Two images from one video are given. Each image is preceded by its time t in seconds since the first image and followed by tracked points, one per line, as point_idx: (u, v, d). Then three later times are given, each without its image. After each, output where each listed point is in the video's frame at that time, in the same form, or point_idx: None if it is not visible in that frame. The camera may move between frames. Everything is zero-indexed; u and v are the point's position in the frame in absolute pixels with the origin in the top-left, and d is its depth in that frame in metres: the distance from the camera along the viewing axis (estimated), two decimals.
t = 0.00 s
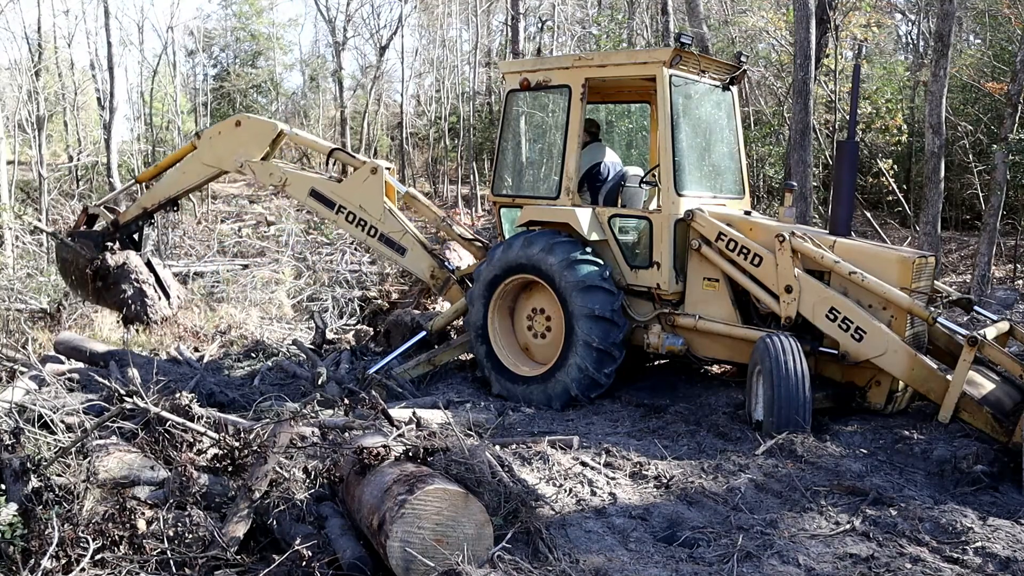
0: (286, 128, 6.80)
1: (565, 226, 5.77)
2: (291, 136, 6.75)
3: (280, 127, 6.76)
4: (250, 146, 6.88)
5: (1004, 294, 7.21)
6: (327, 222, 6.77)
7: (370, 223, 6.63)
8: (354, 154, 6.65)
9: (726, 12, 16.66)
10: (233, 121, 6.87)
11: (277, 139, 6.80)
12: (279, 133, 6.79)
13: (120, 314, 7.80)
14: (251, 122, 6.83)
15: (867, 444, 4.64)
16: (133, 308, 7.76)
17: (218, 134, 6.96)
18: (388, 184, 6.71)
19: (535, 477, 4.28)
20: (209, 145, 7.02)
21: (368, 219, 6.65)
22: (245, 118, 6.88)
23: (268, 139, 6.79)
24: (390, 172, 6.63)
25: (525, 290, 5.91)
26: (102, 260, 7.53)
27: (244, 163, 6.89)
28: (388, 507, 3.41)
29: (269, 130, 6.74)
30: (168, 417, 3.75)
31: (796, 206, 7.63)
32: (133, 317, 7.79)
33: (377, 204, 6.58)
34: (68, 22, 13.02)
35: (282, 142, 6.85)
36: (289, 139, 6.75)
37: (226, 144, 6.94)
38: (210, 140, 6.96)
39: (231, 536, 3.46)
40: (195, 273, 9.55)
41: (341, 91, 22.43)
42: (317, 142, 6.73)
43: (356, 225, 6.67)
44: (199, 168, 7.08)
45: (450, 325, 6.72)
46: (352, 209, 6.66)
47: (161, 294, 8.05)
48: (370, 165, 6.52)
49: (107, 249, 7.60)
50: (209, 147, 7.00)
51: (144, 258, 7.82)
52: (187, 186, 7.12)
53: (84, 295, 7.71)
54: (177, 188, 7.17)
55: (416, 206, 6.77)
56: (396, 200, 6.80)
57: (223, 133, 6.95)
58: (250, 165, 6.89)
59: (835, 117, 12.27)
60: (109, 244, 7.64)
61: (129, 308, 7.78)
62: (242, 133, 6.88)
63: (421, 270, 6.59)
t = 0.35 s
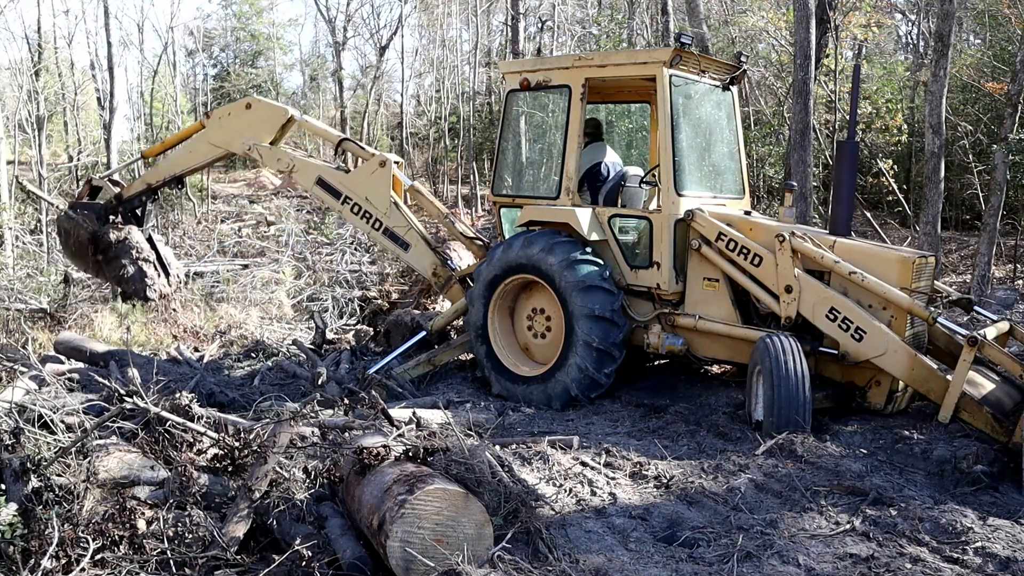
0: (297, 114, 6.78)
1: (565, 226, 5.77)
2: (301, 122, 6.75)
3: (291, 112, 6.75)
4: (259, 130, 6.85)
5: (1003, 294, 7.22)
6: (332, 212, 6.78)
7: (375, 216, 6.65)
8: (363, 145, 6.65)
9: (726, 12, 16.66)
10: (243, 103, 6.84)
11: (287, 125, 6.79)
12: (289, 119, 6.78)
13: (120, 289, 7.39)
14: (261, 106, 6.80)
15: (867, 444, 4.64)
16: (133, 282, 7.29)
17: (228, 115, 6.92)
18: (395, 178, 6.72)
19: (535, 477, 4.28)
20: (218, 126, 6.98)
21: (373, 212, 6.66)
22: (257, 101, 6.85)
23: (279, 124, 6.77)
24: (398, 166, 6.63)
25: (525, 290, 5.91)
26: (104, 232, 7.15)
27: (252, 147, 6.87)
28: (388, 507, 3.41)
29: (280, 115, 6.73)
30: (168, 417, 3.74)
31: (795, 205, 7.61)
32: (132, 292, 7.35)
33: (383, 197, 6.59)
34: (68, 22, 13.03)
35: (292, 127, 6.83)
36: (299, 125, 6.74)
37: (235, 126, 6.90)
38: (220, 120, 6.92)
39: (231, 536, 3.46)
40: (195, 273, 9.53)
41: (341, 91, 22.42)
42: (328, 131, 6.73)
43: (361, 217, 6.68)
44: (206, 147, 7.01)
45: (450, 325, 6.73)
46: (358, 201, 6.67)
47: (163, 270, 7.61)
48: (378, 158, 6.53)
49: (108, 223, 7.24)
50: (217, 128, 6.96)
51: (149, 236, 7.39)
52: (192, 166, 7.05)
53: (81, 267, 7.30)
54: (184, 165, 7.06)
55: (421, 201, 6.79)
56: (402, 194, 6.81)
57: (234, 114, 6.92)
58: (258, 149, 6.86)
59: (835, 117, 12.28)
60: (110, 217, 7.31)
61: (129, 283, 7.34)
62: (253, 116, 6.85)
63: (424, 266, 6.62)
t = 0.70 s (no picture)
0: (308, 101, 6.82)
1: (565, 226, 5.77)
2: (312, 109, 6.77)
3: (303, 99, 6.78)
4: (269, 114, 6.89)
5: (1004, 294, 7.22)
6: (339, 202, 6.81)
7: (381, 209, 6.66)
8: (374, 137, 6.67)
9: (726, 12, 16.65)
10: (255, 85, 6.86)
11: (298, 110, 6.82)
12: (300, 105, 6.80)
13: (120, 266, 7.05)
14: (273, 90, 6.82)
15: (867, 444, 4.64)
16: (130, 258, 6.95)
17: (238, 97, 6.93)
18: (403, 172, 6.74)
19: (535, 477, 4.28)
20: (228, 107, 7.00)
21: (380, 205, 6.68)
22: (269, 84, 6.87)
23: (290, 109, 6.81)
24: (407, 160, 6.65)
25: (525, 290, 5.91)
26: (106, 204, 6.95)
27: (261, 130, 6.91)
28: (388, 507, 3.41)
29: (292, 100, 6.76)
30: (168, 417, 3.74)
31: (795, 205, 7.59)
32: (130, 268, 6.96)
33: (391, 190, 6.60)
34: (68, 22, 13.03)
35: (302, 113, 6.87)
36: (309, 112, 6.76)
37: (245, 107, 6.92)
38: (230, 102, 6.93)
39: (231, 536, 3.46)
40: (195, 273, 9.53)
41: (341, 91, 22.41)
42: (339, 119, 6.74)
43: (367, 209, 6.71)
44: (215, 127, 7.02)
45: (450, 325, 6.74)
46: (365, 193, 6.69)
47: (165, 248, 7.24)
48: (388, 152, 6.54)
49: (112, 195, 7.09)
50: (227, 108, 6.97)
51: (151, 210, 7.15)
52: (199, 145, 7.04)
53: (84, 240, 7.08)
54: (190, 142, 7.04)
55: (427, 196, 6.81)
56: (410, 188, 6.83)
57: (244, 96, 6.94)
58: (267, 133, 6.91)
59: (835, 117, 12.28)
60: (114, 190, 7.15)
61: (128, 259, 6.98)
62: (263, 99, 6.88)
63: (426, 263, 6.62)
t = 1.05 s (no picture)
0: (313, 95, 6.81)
1: (565, 226, 5.77)
2: (318, 103, 6.77)
3: (308, 93, 6.75)
4: (274, 107, 6.87)
5: (1004, 294, 7.23)
6: (342, 198, 6.81)
7: (384, 206, 6.65)
8: (378, 133, 6.68)
9: (726, 12, 16.66)
10: (260, 78, 6.82)
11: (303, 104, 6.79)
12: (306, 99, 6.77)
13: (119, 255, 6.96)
14: (278, 83, 6.78)
15: (867, 444, 4.65)
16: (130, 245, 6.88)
17: (243, 88, 6.89)
18: (407, 170, 6.76)
19: (535, 477, 4.28)
20: (232, 98, 6.95)
21: (383, 201, 6.67)
22: (274, 76, 6.83)
23: (295, 102, 6.80)
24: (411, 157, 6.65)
25: (526, 290, 5.91)
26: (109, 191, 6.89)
27: (265, 122, 6.87)
28: (388, 507, 3.41)
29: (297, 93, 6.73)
30: (168, 417, 3.74)
31: (795, 205, 7.59)
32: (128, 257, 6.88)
33: (394, 186, 6.59)
34: (68, 21, 13.03)
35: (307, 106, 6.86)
36: (314, 106, 6.76)
37: (250, 100, 6.88)
38: (235, 93, 6.88)
39: (231, 536, 3.46)
40: (195, 274, 9.53)
41: (341, 91, 22.40)
42: (344, 115, 6.76)
43: (370, 206, 6.70)
44: (219, 118, 6.99)
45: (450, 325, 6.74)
46: (368, 189, 6.68)
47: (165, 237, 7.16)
48: (392, 148, 6.55)
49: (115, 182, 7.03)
50: (232, 100, 6.93)
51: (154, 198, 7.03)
52: (203, 136, 7.02)
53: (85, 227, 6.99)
54: (195, 133, 7.02)
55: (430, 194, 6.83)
56: (412, 185, 6.82)
57: (249, 88, 6.89)
58: (272, 126, 6.88)
59: (835, 117, 12.28)
60: (116, 177, 7.07)
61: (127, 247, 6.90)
62: (269, 91, 6.83)
63: (428, 260, 6.65)
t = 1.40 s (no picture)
0: (310, 99, 6.80)
1: (565, 226, 5.77)
2: (315, 108, 6.78)
3: (305, 97, 6.76)
4: (271, 112, 6.88)
5: (1004, 294, 7.23)
6: (340, 201, 6.82)
7: (382, 208, 6.66)
8: (375, 136, 6.67)
9: (726, 12, 16.66)
10: (257, 84, 6.85)
11: (300, 109, 6.80)
12: (303, 103, 6.78)
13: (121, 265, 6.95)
14: (275, 88, 6.80)
15: (867, 444, 4.65)
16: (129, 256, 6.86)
17: (241, 94, 6.92)
18: (405, 172, 6.74)
19: (535, 477, 4.28)
20: (230, 104, 6.99)
21: (381, 204, 6.67)
22: (271, 82, 6.85)
23: (292, 108, 6.79)
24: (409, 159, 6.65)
25: (525, 290, 5.91)
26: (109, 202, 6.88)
27: (263, 128, 6.89)
28: (388, 507, 3.41)
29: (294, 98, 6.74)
30: (168, 417, 3.74)
31: (795, 205, 7.59)
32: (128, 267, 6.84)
33: (391, 189, 6.59)
34: (68, 22, 13.02)
35: (304, 111, 6.86)
36: (311, 110, 6.77)
37: (248, 105, 6.91)
38: (232, 99, 6.92)
39: (231, 536, 3.46)
40: (195, 273, 9.52)
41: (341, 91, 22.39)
42: (342, 119, 6.76)
43: (369, 209, 6.71)
44: (217, 125, 7.03)
45: (450, 325, 6.74)
46: (366, 192, 6.69)
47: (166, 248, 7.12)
48: (389, 150, 6.55)
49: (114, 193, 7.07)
50: (230, 106, 6.97)
51: (152, 206, 7.04)
52: (202, 142, 7.04)
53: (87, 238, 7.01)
54: (194, 139, 7.05)
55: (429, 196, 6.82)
56: (411, 187, 6.82)
57: (247, 93, 6.93)
58: (270, 131, 6.89)
59: (835, 116, 12.28)
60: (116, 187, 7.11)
61: (128, 257, 6.86)
62: (266, 97, 6.86)
63: (427, 262, 6.62)
